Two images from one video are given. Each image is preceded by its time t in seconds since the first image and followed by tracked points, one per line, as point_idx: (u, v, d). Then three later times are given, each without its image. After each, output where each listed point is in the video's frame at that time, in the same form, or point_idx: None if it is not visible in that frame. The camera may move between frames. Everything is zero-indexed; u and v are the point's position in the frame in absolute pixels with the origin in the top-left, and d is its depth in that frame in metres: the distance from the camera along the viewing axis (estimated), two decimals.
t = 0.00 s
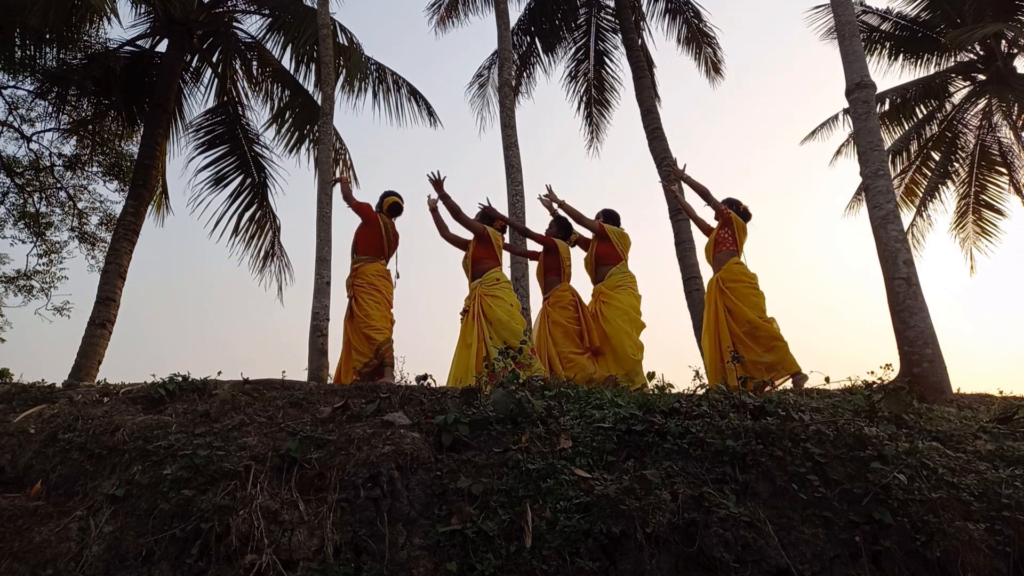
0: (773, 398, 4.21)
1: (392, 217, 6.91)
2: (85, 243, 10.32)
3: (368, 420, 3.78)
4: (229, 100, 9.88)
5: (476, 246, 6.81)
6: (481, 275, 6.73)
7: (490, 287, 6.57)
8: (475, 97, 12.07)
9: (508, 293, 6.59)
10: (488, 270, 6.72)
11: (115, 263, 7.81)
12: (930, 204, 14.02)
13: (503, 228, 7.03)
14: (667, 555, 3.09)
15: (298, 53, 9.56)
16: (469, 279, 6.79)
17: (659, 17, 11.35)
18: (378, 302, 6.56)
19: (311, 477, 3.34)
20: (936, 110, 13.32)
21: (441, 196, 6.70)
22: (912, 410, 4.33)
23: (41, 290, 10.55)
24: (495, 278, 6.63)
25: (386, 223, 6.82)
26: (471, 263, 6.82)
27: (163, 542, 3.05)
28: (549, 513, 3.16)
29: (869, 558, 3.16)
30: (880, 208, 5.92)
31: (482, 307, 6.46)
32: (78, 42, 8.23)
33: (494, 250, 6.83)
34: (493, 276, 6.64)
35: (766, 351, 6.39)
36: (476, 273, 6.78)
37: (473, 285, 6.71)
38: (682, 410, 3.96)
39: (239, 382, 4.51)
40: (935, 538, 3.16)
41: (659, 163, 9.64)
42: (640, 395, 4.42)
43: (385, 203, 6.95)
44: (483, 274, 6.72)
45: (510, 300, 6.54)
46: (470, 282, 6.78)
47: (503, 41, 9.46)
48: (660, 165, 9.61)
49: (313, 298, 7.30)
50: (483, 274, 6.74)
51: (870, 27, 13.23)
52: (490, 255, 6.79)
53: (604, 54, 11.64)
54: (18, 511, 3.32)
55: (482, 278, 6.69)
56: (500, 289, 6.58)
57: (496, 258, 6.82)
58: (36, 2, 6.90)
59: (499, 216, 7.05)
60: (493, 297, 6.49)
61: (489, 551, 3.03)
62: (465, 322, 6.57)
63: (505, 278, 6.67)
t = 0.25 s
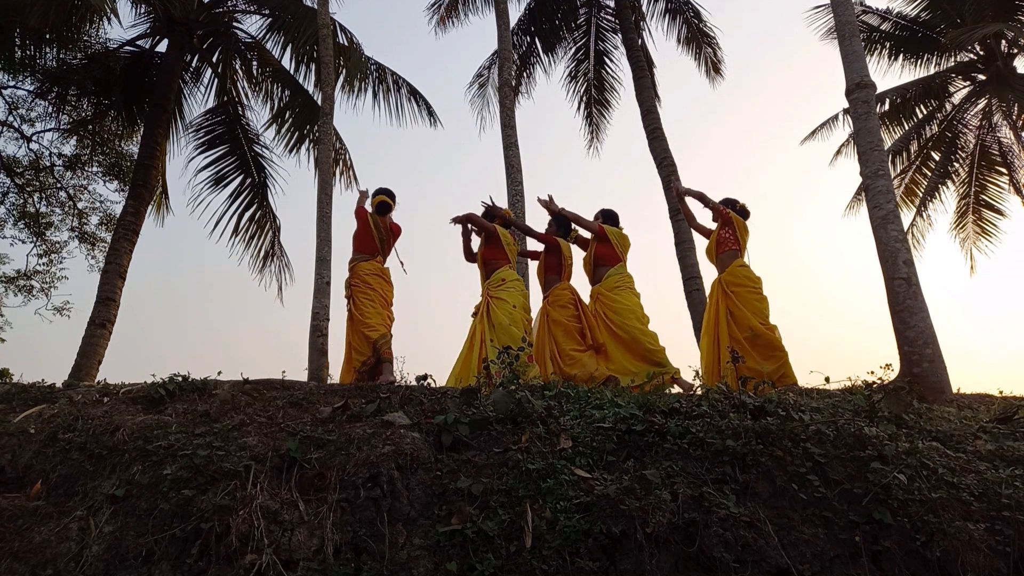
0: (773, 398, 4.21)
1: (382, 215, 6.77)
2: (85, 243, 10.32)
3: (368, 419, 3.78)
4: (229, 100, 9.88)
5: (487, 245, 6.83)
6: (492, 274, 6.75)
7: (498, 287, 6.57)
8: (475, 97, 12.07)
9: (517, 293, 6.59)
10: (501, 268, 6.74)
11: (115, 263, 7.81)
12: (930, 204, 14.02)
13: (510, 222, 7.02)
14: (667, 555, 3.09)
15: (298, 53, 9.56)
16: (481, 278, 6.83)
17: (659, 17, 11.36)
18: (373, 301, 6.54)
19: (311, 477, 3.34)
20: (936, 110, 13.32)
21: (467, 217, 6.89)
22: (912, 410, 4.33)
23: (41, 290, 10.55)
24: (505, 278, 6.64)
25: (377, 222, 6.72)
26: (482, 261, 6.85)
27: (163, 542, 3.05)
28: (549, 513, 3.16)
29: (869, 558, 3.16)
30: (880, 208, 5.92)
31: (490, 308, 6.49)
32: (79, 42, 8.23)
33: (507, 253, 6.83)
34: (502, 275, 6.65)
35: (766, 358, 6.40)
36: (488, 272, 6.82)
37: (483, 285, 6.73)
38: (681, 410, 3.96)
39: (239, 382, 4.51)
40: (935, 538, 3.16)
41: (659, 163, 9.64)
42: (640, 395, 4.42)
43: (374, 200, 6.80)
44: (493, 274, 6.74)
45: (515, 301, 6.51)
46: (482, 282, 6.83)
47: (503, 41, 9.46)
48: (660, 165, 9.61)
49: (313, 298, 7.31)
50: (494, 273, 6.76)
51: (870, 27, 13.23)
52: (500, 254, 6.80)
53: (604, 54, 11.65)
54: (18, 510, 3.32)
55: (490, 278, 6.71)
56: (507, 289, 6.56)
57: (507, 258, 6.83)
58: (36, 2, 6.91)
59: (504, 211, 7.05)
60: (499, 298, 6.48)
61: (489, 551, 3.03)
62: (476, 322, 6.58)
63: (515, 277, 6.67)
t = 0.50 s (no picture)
0: (774, 398, 4.21)
1: (378, 219, 6.73)
2: (85, 243, 10.32)
3: (368, 419, 3.78)
4: (229, 100, 9.88)
5: (485, 248, 6.83)
6: (492, 275, 6.74)
7: (497, 288, 6.56)
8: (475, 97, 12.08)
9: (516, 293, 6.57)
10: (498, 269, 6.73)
11: (115, 263, 7.81)
12: (930, 204, 14.02)
13: (510, 222, 6.99)
14: (667, 555, 3.09)
15: (298, 53, 9.56)
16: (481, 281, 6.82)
17: (659, 17, 11.36)
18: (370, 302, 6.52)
19: (311, 477, 3.34)
20: (936, 110, 13.32)
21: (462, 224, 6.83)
22: (912, 410, 4.33)
23: (41, 290, 10.55)
24: (503, 278, 6.61)
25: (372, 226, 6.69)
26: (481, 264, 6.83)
27: (163, 542, 3.05)
28: (549, 513, 3.16)
29: (869, 558, 3.16)
30: (880, 208, 5.92)
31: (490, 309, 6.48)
32: (79, 42, 8.23)
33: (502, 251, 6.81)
34: (501, 276, 6.63)
35: (758, 359, 6.40)
36: (488, 273, 6.81)
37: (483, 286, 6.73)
38: (681, 410, 3.96)
39: (239, 382, 4.51)
40: (935, 538, 3.16)
41: (659, 163, 9.64)
42: (640, 395, 4.42)
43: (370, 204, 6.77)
44: (493, 275, 6.73)
45: (514, 301, 6.47)
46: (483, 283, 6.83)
47: (503, 41, 9.46)
48: (660, 165, 9.62)
49: (313, 298, 7.31)
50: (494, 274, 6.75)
51: (869, 27, 13.23)
52: (499, 256, 6.80)
53: (604, 54, 11.65)
54: (18, 510, 3.32)
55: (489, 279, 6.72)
56: (506, 289, 6.54)
57: (506, 258, 6.80)
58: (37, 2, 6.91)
59: (506, 211, 7.04)
60: (500, 298, 6.46)
61: (489, 551, 3.03)
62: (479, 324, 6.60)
63: (512, 279, 6.64)
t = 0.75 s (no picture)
0: (773, 398, 4.21)
1: (380, 224, 6.70)
2: (85, 243, 10.31)
3: (368, 420, 3.78)
4: (229, 100, 9.88)
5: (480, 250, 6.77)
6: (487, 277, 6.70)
7: (492, 291, 6.54)
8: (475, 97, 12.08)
9: (512, 293, 6.54)
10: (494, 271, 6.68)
11: (115, 263, 7.81)
12: (930, 204, 14.02)
13: (510, 225, 6.97)
14: (667, 555, 3.09)
15: (298, 53, 9.56)
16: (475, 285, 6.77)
17: (659, 17, 11.37)
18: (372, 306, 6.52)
19: (311, 477, 3.34)
20: (936, 110, 13.32)
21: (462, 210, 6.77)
22: (912, 410, 4.33)
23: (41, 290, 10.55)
24: (497, 281, 6.58)
25: (373, 232, 6.67)
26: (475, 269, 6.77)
27: (163, 542, 3.05)
28: (549, 513, 3.16)
29: (869, 558, 3.16)
30: (880, 208, 5.92)
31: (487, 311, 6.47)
32: (78, 42, 8.23)
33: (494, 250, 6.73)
34: (495, 279, 6.60)
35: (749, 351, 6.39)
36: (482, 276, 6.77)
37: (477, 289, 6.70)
38: (681, 410, 3.96)
39: (239, 382, 4.51)
40: (935, 538, 3.16)
41: (659, 163, 9.64)
42: (639, 395, 4.42)
43: (370, 209, 6.71)
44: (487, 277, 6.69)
45: (509, 302, 6.44)
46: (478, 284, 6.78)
47: (503, 41, 9.46)
48: (660, 165, 9.62)
49: (313, 298, 7.30)
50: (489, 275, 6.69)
51: (869, 27, 13.23)
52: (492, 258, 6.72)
53: (604, 54, 11.66)
54: (18, 510, 3.32)
55: (485, 282, 6.68)
56: (502, 290, 6.52)
57: (499, 260, 6.72)
58: (37, 2, 6.91)
59: (506, 214, 7.04)
60: (495, 300, 6.45)
61: (489, 551, 3.03)
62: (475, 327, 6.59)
63: (506, 281, 6.59)
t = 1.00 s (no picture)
0: (773, 398, 4.21)
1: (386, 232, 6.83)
2: (85, 243, 10.31)
3: (368, 419, 3.78)
4: (229, 100, 9.88)
5: (483, 256, 6.75)
6: (490, 283, 6.69)
7: (497, 296, 6.53)
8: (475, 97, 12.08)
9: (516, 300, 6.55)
10: (497, 279, 6.68)
11: (115, 263, 7.81)
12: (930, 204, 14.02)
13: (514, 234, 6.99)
14: (667, 555, 3.09)
15: (298, 53, 9.56)
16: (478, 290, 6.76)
17: (659, 17, 11.37)
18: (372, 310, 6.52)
19: (311, 477, 3.34)
20: (936, 110, 13.32)
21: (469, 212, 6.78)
22: (912, 410, 4.33)
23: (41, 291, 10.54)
24: (502, 287, 6.59)
25: (377, 239, 6.72)
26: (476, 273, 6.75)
27: (163, 542, 3.05)
28: (549, 513, 3.16)
29: (869, 558, 3.16)
30: (880, 208, 5.92)
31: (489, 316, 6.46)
32: (79, 42, 8.23)
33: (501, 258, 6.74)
34: (500, 285, 6.60)
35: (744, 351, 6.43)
36: (484, 281, 6.75)
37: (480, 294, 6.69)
38: (681, 410, 3.96)
39: (239, 382, 4.51)
40: (935, 538, 3.16)
41: (659, 163, 9.64)
42: (639, 395, 4.42)
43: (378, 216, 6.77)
44: (491, 283, 6.68)
45: (516, 307, 6.47)
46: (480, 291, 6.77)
47: (503, 41, 9.46)
48: (660, 165, 9.62)
49: (313, 298, 7.30)
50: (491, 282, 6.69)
51: (869, 27, 13.22)
52: (495, 265, 6.72)
53: (604, 54, 11.66)
54: (18, 510, 3.32)
55: (489, 287, 6.66)
56: (508, 297, 6.53)
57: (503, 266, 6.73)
58: (37, 2, 6.91)
59: (512, 222, 7.03)
60: (501, 305, 6.46)
61: (489, 551, 3.03)
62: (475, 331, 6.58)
63: (512, 287, 6.62)
